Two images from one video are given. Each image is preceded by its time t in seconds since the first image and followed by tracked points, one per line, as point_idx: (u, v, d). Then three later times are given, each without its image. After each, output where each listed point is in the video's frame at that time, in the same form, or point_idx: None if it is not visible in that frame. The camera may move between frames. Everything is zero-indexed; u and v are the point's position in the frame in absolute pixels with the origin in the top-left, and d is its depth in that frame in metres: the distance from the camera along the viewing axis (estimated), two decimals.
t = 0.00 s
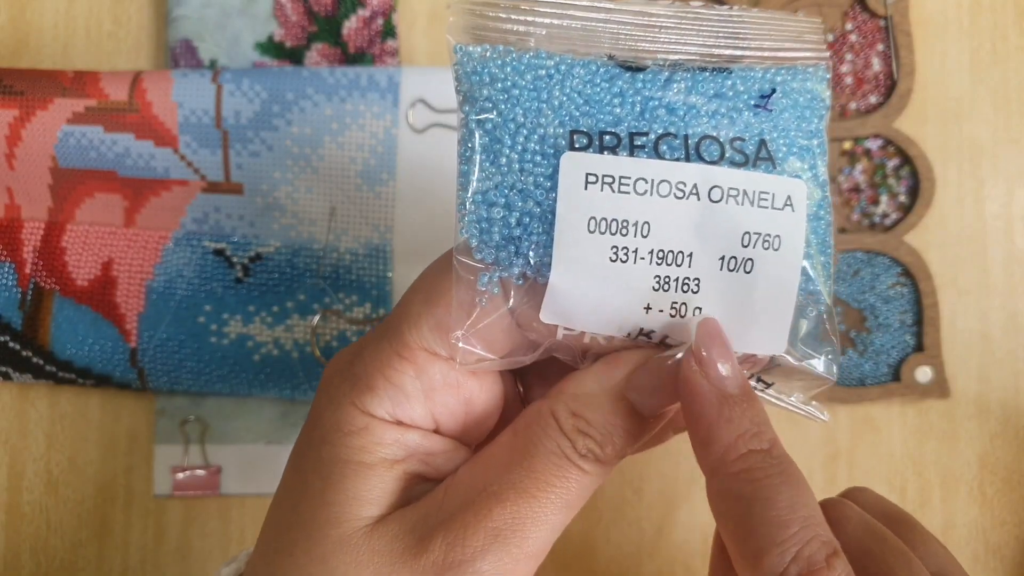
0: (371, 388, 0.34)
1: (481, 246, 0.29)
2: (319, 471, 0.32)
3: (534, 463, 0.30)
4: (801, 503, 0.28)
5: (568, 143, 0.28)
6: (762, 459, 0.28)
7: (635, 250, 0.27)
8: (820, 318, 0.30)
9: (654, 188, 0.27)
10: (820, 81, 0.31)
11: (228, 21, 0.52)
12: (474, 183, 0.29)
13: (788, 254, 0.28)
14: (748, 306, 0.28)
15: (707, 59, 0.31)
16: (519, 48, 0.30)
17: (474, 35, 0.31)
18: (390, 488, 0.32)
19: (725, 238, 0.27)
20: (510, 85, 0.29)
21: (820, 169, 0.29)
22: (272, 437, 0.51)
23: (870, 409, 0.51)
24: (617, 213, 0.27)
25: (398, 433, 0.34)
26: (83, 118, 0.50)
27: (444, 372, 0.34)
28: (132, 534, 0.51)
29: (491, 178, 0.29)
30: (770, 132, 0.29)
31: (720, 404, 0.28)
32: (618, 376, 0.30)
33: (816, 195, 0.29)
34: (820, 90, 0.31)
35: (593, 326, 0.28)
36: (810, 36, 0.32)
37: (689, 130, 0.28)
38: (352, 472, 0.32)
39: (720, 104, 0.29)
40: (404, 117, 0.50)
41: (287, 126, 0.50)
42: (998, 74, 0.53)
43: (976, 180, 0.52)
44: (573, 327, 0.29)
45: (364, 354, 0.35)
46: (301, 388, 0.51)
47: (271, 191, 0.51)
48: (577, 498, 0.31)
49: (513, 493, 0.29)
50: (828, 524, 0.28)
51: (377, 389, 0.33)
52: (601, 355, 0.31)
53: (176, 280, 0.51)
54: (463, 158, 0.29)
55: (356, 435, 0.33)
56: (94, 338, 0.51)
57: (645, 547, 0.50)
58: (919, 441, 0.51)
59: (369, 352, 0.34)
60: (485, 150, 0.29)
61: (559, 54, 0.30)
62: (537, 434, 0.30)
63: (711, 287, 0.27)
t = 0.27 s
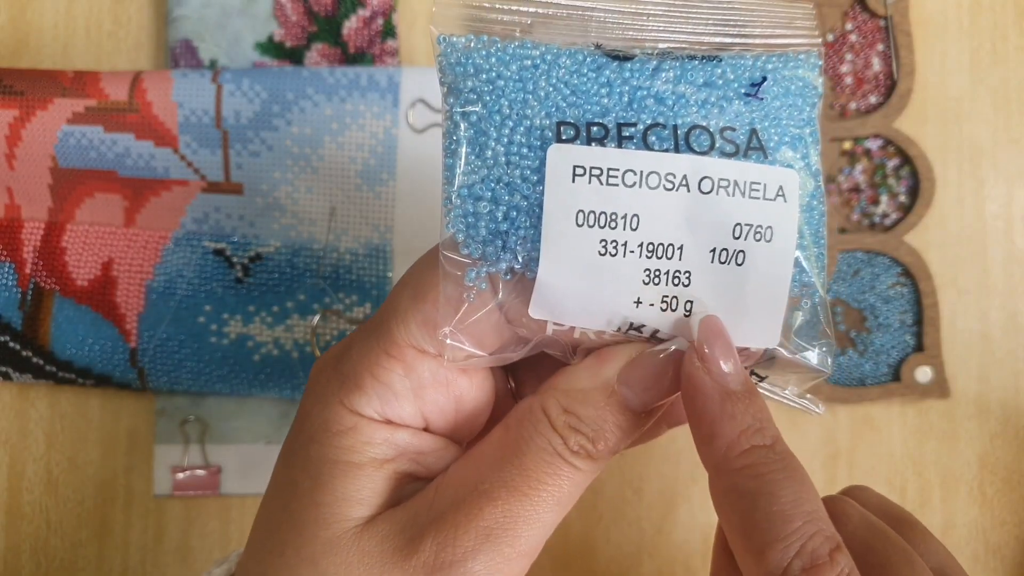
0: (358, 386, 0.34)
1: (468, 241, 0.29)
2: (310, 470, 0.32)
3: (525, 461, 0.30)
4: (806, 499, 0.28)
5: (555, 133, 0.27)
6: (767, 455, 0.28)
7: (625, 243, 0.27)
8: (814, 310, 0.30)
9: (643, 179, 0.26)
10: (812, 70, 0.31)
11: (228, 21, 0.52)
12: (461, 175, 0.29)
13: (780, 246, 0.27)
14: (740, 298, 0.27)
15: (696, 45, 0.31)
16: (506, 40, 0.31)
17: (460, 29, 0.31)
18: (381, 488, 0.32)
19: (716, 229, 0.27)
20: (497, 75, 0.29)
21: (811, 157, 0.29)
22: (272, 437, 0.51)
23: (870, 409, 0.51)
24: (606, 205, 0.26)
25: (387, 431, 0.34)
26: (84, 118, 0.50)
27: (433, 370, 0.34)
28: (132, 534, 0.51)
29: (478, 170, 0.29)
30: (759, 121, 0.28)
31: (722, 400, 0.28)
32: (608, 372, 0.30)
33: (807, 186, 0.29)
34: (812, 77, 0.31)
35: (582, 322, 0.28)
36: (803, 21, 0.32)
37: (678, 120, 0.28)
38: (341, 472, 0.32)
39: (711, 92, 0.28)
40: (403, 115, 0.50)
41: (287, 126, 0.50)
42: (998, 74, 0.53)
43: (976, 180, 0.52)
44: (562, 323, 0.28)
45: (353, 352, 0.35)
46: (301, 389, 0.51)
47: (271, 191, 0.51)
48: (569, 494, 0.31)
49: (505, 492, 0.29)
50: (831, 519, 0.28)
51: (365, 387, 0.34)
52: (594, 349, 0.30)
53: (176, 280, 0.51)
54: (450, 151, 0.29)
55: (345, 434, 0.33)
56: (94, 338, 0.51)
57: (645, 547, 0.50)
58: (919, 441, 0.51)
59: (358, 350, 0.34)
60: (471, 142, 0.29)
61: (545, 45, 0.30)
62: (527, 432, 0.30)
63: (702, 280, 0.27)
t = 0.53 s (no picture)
0: (354, 386, 0.34)
1: (465, 241, 0.29)
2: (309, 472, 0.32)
3: (523, 462, 0.30)
4: (800, 498, 0.28)
5: (552, 133, 0.27)
6: (761, 455, 0.28)
7: (623, 243, 0.27)
8: (815, 310, 0.30)
9: (641, 179, 0.26)
10: (809, 69, 0.31)
11: (227, 20, 0.52)
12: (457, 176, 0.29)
13: (779, 245, 0.27)
14: (739, 298, 0.27)
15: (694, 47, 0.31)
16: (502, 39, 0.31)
17: (455, 29, 0.31)
18: (376, 487, 0.32)
19: (714, 228, 0.27)
20: (494, 75, 0.29)
21: (811, 157, 0.29)
22: (271, 438, 0.51)
23: (870, 409, 0.51)
24: (603, 204, 0.26)
25: (384, 432, 0.34)
26: (83, 118, 0.50)
27: (430, 371, 0.35)
28: (132, 534, 0.51)
29: (474, 170, 0.28)
30: (757, 120, 0.28)
31: (718, 400, 0.28)
32: (606, 372, 0.30)
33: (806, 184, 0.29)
34: (810, 77, 0.30)
35: (579, 322, 0.28)
36: (801, 21, 0.32)
37: (676, 120, 0.28)
38: (338, 474, 0.32)
39: (708, 91, 0.28)
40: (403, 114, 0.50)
41: (286, 126, 0.50)
42: (998, 74, 0.52)
43: (976, 181, 0.52)
44: (560, 323, 0.28)
45: (348, 353, 0.35)
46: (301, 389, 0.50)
47: (271, 191, 0.50)
48: (568, 496, 0.31)
49: (503, 493, 0.29)
50: (825, 520, 0.28)
51: (362, 388, 0.34)
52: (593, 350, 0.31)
53: (176, 280, 0.51)
54: (446, 152, 0.29)
55: (341, 436, 0.33)
56: (93, 339, 0.51)
57: (645, 547, 0.50)
58: (919, 441, 0.51)
59: (354, 350, 0.35)
60: (467, 143, 0.29)
61: (542, 44, 0.30)
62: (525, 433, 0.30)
63: (700, 279, 0.27)
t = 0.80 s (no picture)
0: (330, 362, 0.34)
1: (456, 216, 0.29)
2: (277, 448, 0.32)
3: (499, 455, 0.29)
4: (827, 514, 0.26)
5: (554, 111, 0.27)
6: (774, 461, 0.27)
7: (620, 227, 0.27)
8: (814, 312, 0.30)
9: (643, 162, 0.27)
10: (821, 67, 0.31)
11: (227, 20, 0.52)
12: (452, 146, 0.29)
13: (780, 240, 0.28)
14: (736, 291, 0.28)
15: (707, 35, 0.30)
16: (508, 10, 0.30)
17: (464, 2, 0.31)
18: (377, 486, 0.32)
19: (717, 220, 0.27)
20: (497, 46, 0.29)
21: (816, 155, 0.29)
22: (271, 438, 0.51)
23: (871, 409, 0.50)
24: (603, 187, 0.27)
25: (352, 412, 0.34)
26: (83, 118, 0.50)
27: (408, 352, 0.35)
28: (132, 535, 0.51)
29: (469, 142, 0.29)
30: (763, 112, 0.28)
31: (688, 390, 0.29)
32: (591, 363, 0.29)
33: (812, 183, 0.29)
34: (819, 74, 0.30)
35: (573, 309, 0.28)
36: (811, 19, 0.32)
37: (681, 104, 0.28)
38: (303, 456, 0.32)
39: (715, 79, 0.29)
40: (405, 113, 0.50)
41: (286, 126, 0.50)
42: (998, 74, 0.52)
43: (976, 180, 0.52)
44: (551, 309, 0.28)
45: (324, 328, 0.35)
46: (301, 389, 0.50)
47: (271, 191, 0.50)
48: (546, 493, 0.30)
49: (476, 486, 0.29)
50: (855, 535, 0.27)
51: (334, 364, 0.34)
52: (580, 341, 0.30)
53: (176, 280, 0.51)
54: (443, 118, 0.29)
55: (311, 413, 0.33)
56: (93, 339, 0.51)
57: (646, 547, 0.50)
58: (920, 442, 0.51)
59: (331, 327, 0.35)
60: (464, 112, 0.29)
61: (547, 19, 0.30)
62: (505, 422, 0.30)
63: (700, 270, 0.27)
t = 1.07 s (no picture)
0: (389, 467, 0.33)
1: (529, 338, 0.24)
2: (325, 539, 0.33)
3: None
4: None
5: (635, 244, 0.23)
6: None
7: (696, 369, 0.23)
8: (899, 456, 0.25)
9: (728, 304, 0.22)
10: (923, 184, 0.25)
11: (227, 20, 0.52)
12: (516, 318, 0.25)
13: (865, 389, 0.23)
14: (830, 429, 0.23)
15: (805, 154, 0.25)
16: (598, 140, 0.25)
17: (550, 105, 0.26)
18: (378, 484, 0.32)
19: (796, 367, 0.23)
20: (582, 187, 0.24)
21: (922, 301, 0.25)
22: (271, 437, 0.51)
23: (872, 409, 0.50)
24: (690, 308, 0.22)
25: (408, 520, 0.33)
26: (83, 118, 0.50)
27: (466, 464, 0.33)
28: (132, 535, 0.51)
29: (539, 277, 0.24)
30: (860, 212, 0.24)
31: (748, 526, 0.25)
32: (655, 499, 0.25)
33: (914, 274, 0.24)
34: (931, 213, 0.25)
35: (640, 442, 0.23)
36: (926, 159, 0.26)
37: (777, 236, 0.23)
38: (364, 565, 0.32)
39: (819, 189, 0.24)
40: (405, 113, 0.50)
41: (286, 126, 0.50)
42: (998, 73, 0.52)
43: (977, 180, 0.52)
44: (615, 442, 0.24)
45: (387, 429, 0.33)
46: (301, 389, 0.50)
47: (271, 191, 0.50)
48: None
49: None
50: None
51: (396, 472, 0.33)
52: (641, 471, 0.25)
53: (176, 280, 0.51)
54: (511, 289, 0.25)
55: (367, 517, 0.33)
56: (93, 339, 0.51)
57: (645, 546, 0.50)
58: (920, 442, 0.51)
59: (397, 421, 0.33)
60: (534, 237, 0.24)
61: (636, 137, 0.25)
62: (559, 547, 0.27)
63: (777, 415, 0.23)
